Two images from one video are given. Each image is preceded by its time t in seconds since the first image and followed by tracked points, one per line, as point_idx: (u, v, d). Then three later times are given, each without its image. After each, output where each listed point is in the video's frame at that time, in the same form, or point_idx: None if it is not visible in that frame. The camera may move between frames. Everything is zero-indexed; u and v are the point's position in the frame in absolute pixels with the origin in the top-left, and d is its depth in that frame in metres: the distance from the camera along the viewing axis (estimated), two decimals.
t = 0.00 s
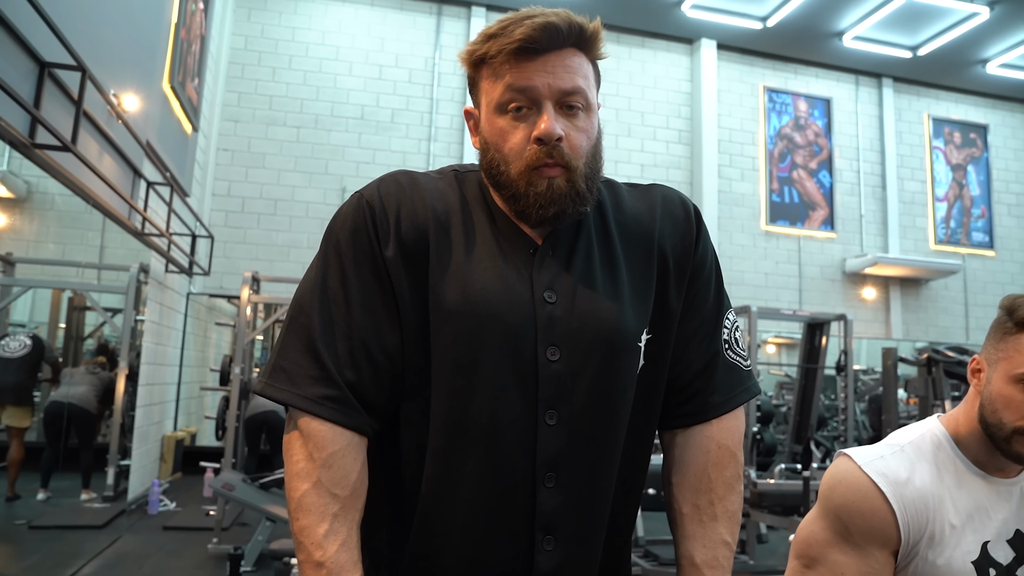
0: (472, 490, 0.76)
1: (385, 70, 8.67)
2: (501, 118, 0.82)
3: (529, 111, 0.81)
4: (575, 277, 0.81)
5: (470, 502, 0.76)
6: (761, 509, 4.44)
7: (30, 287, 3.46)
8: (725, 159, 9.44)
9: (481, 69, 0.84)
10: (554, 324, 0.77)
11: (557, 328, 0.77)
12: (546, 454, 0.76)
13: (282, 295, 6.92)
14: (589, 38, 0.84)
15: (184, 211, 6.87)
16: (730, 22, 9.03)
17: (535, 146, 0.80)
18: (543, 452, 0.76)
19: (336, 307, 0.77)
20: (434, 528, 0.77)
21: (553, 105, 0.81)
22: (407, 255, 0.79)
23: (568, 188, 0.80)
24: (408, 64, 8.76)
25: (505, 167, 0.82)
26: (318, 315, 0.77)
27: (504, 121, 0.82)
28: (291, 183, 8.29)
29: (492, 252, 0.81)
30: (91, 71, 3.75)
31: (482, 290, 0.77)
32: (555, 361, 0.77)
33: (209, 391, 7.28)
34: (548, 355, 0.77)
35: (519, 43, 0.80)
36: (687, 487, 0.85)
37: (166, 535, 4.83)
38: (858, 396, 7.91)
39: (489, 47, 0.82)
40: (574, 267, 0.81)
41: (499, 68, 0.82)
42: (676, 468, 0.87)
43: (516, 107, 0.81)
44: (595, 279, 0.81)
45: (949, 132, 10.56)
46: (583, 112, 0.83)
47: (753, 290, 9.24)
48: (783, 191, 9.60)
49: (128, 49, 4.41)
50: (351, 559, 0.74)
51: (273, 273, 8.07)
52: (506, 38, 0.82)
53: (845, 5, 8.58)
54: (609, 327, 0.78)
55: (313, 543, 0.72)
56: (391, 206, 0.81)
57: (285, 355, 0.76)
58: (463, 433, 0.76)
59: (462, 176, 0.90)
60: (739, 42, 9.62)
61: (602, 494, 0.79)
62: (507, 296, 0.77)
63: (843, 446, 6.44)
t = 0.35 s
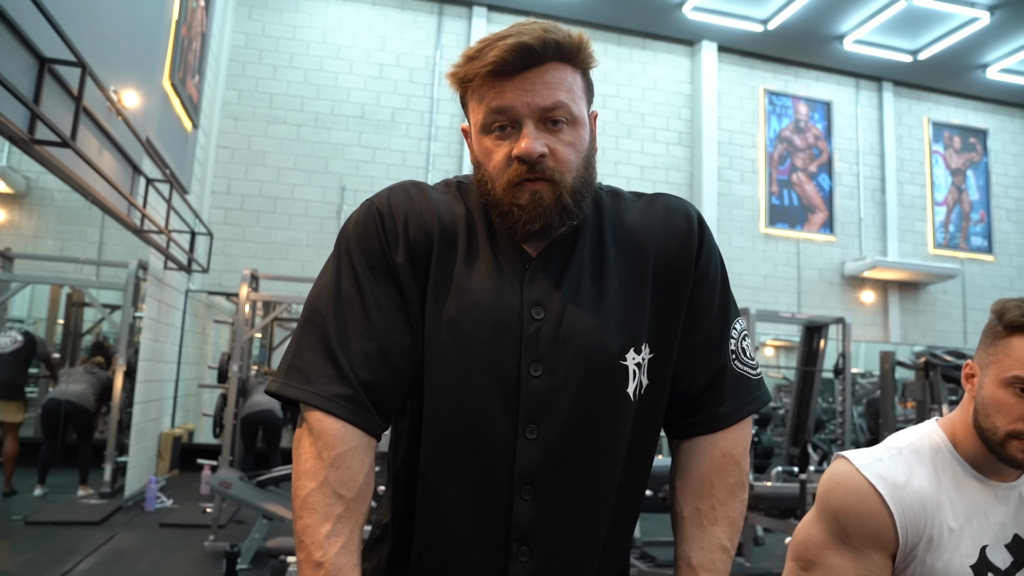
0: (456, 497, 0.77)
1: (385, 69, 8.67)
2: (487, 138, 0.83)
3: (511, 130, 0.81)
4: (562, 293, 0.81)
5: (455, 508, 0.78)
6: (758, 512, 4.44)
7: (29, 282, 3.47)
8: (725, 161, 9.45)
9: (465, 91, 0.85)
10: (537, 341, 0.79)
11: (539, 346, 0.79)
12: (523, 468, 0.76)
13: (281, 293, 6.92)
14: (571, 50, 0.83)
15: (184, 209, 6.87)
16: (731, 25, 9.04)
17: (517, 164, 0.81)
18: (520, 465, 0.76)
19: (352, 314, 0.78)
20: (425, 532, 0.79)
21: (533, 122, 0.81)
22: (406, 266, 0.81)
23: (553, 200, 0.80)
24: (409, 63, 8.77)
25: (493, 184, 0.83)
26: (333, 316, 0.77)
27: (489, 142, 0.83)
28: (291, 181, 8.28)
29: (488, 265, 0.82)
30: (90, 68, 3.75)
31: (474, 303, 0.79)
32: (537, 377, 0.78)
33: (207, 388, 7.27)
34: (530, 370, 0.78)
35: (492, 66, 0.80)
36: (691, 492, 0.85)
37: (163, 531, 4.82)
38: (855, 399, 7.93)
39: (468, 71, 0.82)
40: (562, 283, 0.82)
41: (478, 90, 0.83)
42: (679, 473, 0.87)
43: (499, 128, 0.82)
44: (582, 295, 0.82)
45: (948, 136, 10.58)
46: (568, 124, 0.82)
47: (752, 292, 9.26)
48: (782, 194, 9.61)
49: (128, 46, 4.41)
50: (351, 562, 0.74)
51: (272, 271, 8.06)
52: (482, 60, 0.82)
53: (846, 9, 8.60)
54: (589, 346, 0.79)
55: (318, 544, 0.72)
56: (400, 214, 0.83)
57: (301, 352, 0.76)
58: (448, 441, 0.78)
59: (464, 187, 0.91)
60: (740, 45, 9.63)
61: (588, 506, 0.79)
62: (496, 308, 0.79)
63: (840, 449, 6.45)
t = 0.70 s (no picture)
0: (451, 488, 0.78)
1: (392, 70, 8.69)
2: (460, 152, 0.84)
3: (480, 144, 0.83)
4: (549, 284, 0.83)
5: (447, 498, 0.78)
6: (765, 514, 4.41)
7: (37, 283, 3.48)
8: (732, 162, 9.43)
9: (434, 107, 0.86)
10: (526, 329, 0.80)
11: (529, 333, 0.80)
12: (516, 450, 0.78)
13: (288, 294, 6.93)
14: (534, 58, 0.83)
15: (191, 210, 6.89)
16: (739, 25, 9.01)
17: (489, 175, 0.82)
18: (514, 447, 0.78)
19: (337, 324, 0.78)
20: (417, 525, 0.78)
21: (502, 135, 0.82)
22: (392, 268, 0.82)
23: (526, 208, 0.83)
24: (416, 64, 8.78)
25: (468, 191, 0.84)
26: (323, 320, 0.78)
27: (461, 156, 0.84)
28: (298, 182, 8.31)
29: (472, 260, 0.84)
30: (98, 69, 3.76)
31: (464, 294, 0.81)
32: (527, 364, 0.80)
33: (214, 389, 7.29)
34: (520, 357, 0.80)
35: (456, 86, 0.81)
36: (677, 491, 0.85)
37: (170, 532, 4.84)
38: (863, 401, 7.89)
39: (433, 90, 0.83)
40: (549, 275, 0.84)
41: (446, 109, 0.84)
42: (665, 473, 0.87)
43: (469, 142, 0.83)
44: (567, 285, 0.84)
45: (957, 137, 10.52)
46: (536, 133, 0.83)
47: (759, 294, 9.24)
48: (790, 194, 9.58)
49: (136, 47, 4.42)
50: (356, 560, 0.73)
51: (279, 272, 8.08)
52: (447, 79, 0.82)
53: (854, 9, 8.56)
54: (578, 331, 0.81)
55: (323, 545, 0.72)
56: (381, 222, 0.84)
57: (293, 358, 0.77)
58: (443, 428, 0.79)
59: (443, 192, 0.92)
60: (747, 45, 9.60)
61: (582, 495, 0.79)
62: (481, 298, 0.81)
63: (847, 451, 6.42)
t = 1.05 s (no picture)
0: (448, 495, 0.77)
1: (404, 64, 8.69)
2: (451, 131, 0.83)
3: (477, 124, 0.82)
4: (535, 286, 0.82)
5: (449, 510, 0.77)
6: (780, 506, 4.40)
7: (54, 278, 3.51)
8: (745, 154, 9.37)
9: (429, 80, 0.85)
10: (517, 332, 0.80)
11: (519, 337, 0.80)
12: (514, 457, 0.77)
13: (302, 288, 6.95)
14: (533, 42, 0.83)
15: (205, 205, 6.93)
16: (752, 16, 8.94)
17: (483, 158, 0.82)
18: (511, 455, 0.77)
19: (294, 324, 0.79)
20: (416, 529, 0.78)
21: (500, 117, 0.81)
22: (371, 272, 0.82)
23: (521, 198, 0.82)
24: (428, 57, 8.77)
25: (457, 178, 0.84)
26: (291, 332, 0.78)
27: (455, 133, 0.83)
28: (310, 177, 8.34)
29: (454, 266, 0.83)
30: (113, 66, 3.79)
31: (449, 306, 0.80)
32: (520, 369, 0.79)
33: (229, 383, 7.34)
34: (512, 362, 0.79)
35: (459, 61, 0.80)
36: (686, 484, 0.85)
37: (187, 524, 4.89)
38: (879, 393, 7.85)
39: (431, 67, 0.82)
40: (538, 273, 0.84)
41: (444, 82, 0.82)
42: (672, 467, 0.86)
43: (465, 121, 0.82)
44: (556, 284, 0.83)
45: (975, 127, 10.40)
46: (533, 119, 0.83)
47: (773, 286, 9.20)
48: (804, 186, 9.51)
49: (150, 43, 4.45)
50: (358, 547, 0.74)
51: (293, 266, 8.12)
52: (448, 53, 0.81)
53: None
54: (570, 330, 0.81)
55: (320, 539, 0.73)
56: (355, 224, 0.83)
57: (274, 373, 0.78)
58: (436, 437, 0.78)
59: (422, 184, 0.91)
60: (760, 36, 9.52)
61: (582, 495, 0.79)
62: (468, 308, 0.80)
63: (863, 445, 6.37)
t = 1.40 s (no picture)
0: (449, 484, 0.77)
1: (408, 65, 8.70)
2: (464, 113, 0.85)
3: (489, 108, 0.84)
4: (543, 274, 0.82)
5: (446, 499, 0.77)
6: (784, 507, 4.39)
7: (60, 279, 3.53)
8: (749, 155, 9.36)
9: (446, 70, 0.88)
10: (521, 320, 0.80)
11: (524, 325, 0.80)
12: (514, 445, 0.77)
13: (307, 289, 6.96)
14: (548, 35, 0.85)
15: (209, 206, 6.94)
16: (756, 16, 8.93)
17: (493, 141, 0.83)
18: (511, 442, 0.77)
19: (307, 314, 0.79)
20: (417, 521, 0.78)
21: (510, 101, 0.83)
22: (381, 260, 0.82)
23: (529, 175, 0.83)
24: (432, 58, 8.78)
25: (468, 161, 0.85)
26: (311, 322, 0.79)
27: (467, 117, 0.85)
28: (315, 178, 8.35)
29: (463, 257, 0.84)
30: (119, 67, 3.81)
31: (453, 296, 0.80)
32: (523, 356, 0.79)
33: (234, 383, 7.36)
34: (517, 351, 0.79)
35: (472, 45, 0.83)
36: (697, 484, 0.84)
37: (192, 524, 4.89)
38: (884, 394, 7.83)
39: (449, 52, 0.85)
40: (542, 263, 0.84)
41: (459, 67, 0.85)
42: (683, 468, 0.86)
43: (477, 105, 0.84)
44: (562, 272, 0.83)
45: (980, 126, 10.37)
46: (544, 106, 0.84)
47: (777, 287, 9.18)
48: (808, 186, 9.49)
49: (155, 44, 4.46)
50: (370, 550, 0.73)
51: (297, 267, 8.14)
52: (464, 37, 0.84)
53: None
54: (573, 319, 0.80)
55: (332, 538, 0.73)
56: (369, 217, 0.84)
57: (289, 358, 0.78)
58: (437, 424, 0.78)
59: (438, 182, 0.92)
60: (765, 36, 9.51)
61: (582, 487, 0.78)
62: (473, 297, 0.80)
63: (868, 446, 6.36)
